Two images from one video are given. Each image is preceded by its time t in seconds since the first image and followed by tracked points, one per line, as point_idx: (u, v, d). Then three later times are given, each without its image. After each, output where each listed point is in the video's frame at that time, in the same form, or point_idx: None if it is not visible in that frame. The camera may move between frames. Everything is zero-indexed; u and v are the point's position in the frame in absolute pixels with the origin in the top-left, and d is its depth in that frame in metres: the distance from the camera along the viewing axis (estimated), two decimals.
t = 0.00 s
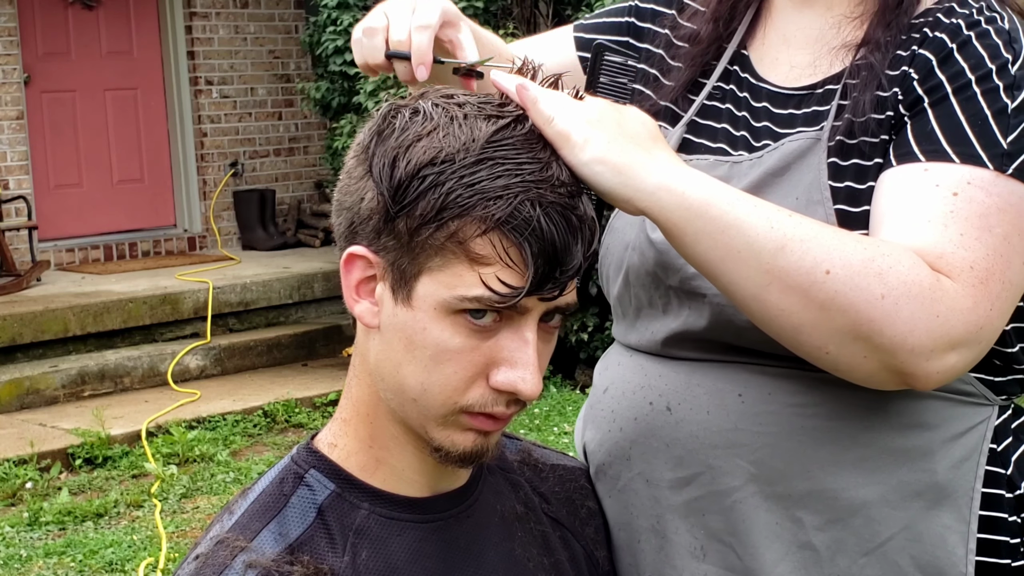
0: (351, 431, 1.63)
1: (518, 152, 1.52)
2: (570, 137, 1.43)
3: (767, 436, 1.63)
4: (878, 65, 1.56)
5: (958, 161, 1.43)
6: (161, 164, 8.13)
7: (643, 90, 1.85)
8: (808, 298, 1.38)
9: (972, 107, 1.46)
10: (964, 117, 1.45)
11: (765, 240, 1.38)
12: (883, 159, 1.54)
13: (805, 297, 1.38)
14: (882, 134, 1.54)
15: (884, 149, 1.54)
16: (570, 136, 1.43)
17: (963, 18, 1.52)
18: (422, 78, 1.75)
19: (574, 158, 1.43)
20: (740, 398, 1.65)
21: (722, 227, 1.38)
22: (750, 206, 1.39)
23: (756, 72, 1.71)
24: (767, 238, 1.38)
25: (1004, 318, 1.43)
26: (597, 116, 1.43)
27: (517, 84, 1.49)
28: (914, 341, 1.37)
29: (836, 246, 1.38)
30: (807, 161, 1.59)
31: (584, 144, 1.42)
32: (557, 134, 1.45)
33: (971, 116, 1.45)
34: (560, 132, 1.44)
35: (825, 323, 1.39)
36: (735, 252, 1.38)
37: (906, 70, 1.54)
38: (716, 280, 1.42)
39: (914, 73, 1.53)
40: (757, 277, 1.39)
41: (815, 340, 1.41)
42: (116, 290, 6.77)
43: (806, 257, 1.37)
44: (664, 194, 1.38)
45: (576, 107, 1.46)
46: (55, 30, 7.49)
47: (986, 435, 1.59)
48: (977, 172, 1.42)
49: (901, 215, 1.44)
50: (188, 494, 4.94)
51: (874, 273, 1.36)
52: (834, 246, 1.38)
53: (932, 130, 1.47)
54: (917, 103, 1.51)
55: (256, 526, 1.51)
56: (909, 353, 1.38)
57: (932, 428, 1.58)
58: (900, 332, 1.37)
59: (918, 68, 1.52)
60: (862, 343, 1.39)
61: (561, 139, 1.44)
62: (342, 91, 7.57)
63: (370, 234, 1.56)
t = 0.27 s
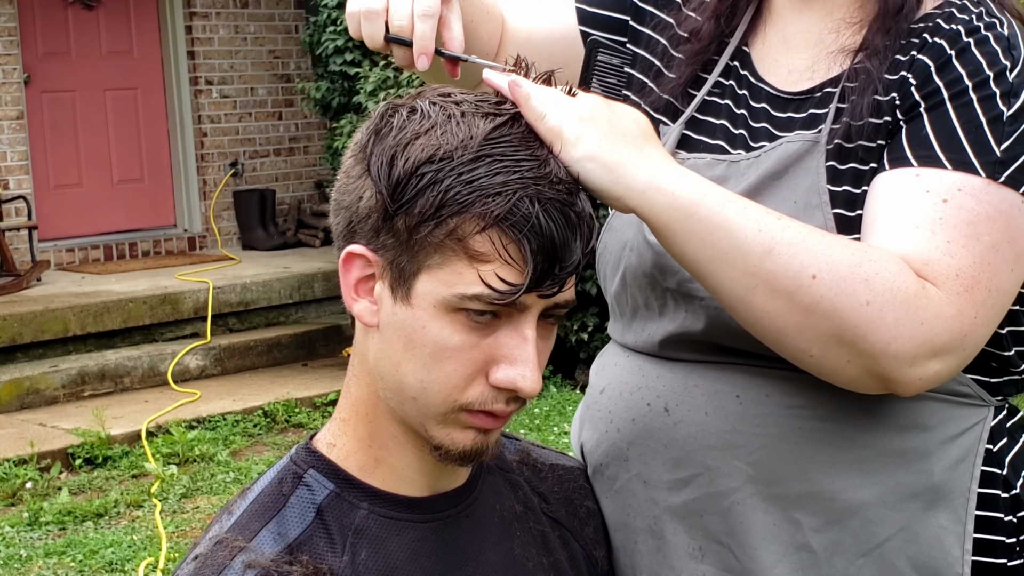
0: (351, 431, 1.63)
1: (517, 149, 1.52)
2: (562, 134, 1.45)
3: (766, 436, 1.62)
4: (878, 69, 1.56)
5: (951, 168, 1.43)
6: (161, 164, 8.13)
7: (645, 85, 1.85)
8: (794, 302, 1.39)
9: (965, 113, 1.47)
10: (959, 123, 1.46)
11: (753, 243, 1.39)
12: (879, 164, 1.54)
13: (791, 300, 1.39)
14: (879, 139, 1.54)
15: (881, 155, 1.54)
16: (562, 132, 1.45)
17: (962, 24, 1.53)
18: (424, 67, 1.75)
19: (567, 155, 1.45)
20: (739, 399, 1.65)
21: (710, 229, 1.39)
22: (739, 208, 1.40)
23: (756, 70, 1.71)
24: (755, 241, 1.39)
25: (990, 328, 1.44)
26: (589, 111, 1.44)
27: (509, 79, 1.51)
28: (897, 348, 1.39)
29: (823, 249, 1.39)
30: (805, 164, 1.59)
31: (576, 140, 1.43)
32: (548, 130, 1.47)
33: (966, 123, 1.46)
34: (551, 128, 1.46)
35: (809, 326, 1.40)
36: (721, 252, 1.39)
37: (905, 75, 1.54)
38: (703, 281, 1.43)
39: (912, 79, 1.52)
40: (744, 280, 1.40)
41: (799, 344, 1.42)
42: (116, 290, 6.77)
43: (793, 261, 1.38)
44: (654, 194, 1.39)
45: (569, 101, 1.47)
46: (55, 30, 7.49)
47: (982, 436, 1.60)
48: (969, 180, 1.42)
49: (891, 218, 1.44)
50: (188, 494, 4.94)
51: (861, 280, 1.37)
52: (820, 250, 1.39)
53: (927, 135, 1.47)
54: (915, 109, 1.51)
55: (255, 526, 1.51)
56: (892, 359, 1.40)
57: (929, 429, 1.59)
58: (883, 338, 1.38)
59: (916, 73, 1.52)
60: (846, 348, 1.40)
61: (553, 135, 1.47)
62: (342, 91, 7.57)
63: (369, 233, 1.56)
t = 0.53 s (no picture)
0: (349, 431, 1.63)
1: (514, 148, 1.52)
2: (560, 135, 1.45)
3: (766, 437, 1.62)
4: (881, 71, 1.55)
5: (949, 172, 1.43)
6: (161, 164, 8.14)
7: (647, 83, 1.85)
8: (787, 305, 1.39)
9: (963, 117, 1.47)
10: (958, 127, 1.46)
11: (747, 247, 1.39)
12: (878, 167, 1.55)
13: (785, 304, 1.39)
14: (879, 142, 1.54)
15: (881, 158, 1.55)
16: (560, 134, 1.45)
17: (964, 27, 1.53)
18: (429, 66, 1.76)
19: (564, 155, 1.45)
20: (739, 400, 1.65)
21: (705, 232, 1.39)
22: (734, 211, 1.40)
23: (758, 71, 1.71)
24: (749, 245, 1.39)
25: (984, 333, 1.44)
26: (587, 111, 1.44)
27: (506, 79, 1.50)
28: (888, 353, 1.39)
29: (817, 253, 1.39)
30: (805, 167, 1.59)
31: (573, 141, 1.44)
32: (546, 132, 1.47)
33: (965, 128, 1.45)
34: (550, 129, 1.47)
35: (802, 330, 1.40)
36: (716, 253, 1.39)
37: (906, 78, 1.53)
38: (698, 282, 1.43)
39: (913, 82, 1.52)
40: (738, 283, 1.40)
41: (792, 347, 1.42)
42: (116, 290, 6.77)
43: (787, 265, 1.38)
44: (649, 196, 1.39)
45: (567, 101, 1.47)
46: (55, 30, 7.49)
47: (982, 438, 1.61)
48: (965, 184, 1.42)
49: (888, 222, 1.44)
50: (188, 494, 4.94)
51: (854, 285, 1.37)
52: (815, 254, 1.39)
53: (925, 139, 1.48)
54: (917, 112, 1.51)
55: (254, 527, 1.51)
56: (884, 364, 1.40)
57: (930, 431, 1.59)
58: (874, 344, 1.39)
59: (918, 77, 1.52)
60: (838, 353, 1.41)
61: (551, 136, 1.47)
62: (342, 91, 7.58)
63: (366, 232, 1.56)
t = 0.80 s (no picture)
0: (349, 432, 1.63)
1: (515, 147, 1.52)
2: (557, 133, 1.45)
3: (767, 436, 1.63)
4: (882, 70, 1.55)
5: (948, 172, 1.43)
6: (161, 164, 8.13)
7: (650, 81, 1.84)
8: (785, 305, 1.39)
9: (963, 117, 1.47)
10: (958, 127, 1.46)
11: (745, 246, 1.39)
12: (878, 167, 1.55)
13: (782, 304, 1.39)
14: (879, 142, 1.54)
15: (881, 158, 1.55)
16: (558, 132, 1.45)
17: (966, 27, 1.52)
18: (423, 63, 1.77)
19: (563, 154, 1.45)
20: (740, 398, 1.65)
21: (702, 231, 1.39)
22: (732, 210, 1.40)
23: (759, 71, 1.71)
24: (746, 244, 1.39)
25: (981, 334, 1.44)
26: (586, 110, 1.44)
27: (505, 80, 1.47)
28: (885, 353, 1.39)
29: (814, 252, 1.39)
30: (806, 167, 1.59)
31: (571, 139, 1.44)
32: (546, 131, 1.46)
33: (964, 128, 1.45)
34: (548, 129, 1.46)
35: (799, 330, 1.40)
36: (713, 252, 1.39)
37: (907, 78, 1.53)
38: (695, 281, 1.43)
39: (914, 82, 1.52)
40: (735, 282, 1.40)
41: (789, 346, 1.43)
42: (116, 290, 6.77)
43: (784, 265, 1.38)
44: (647, 195, 1.39)
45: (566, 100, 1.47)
46: (55, 30, 7.49)
47: (983, 438, 1.60)
48: (964, 185, 1.42)
49: (886, 222, 1.44)
50: (188, 494, 4.94)
51: (852, 285, 1.37)
52: (812, 254, 1.39)
53: (924, 138, 1.48)
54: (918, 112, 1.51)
55: (255, 527, 1.51)
56: (880, 364, 1.40)
57: (930, 431, 1.59)
58: (871, 343, 1.39)
59: (918, 77, 1.52)
60: (835, 352, 1.41)
61: (550, 136, 1.46)
62: (342, 91, 7.58)
63: (367, 232, 1.56)
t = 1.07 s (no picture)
0: (349, 432, 1.63)
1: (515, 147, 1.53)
2: (556, 132, 1.45)
3: (767, 435, 1.63)
4: (882, 70, 1.55)
5: (947, 172, 1.43)
6: (161, 164, 8.14)
7: (650, 81, 1.84)
8: (783, 305, 1.39)
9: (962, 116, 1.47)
10: (957, 127, 1.46)
11: (743, 245, 1.39)
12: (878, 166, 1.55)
13: (780, 304, 1.39)
14: (880, 141, 1.54)
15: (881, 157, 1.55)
16: (556, 131, 1.45)
17: (965, 27, 1.52)
18: (417, 61, 1.75)
19: (561, 154, 1.45)
20: (740, 397, 1.65)
21: (700, 230, 1.39)
22: (730, 210, 1.40)
23: (759, 70, 1.71)
24: (744, 244, 1.39)
25: (980, 334, 1.44)
26: (583, 109, 1.44)
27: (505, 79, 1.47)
28: (882, 352, 1.39)
29: (812, 252, 1.39)
30: (807, 166, 1.59)
31: (569, 139, 1.44)
32: (544, 130, 1.46)
33: (964, 128, 1.45)
34: (547, 128, 1.45)
35: (797, 329, 1.40)
36: (711, 251, 1.39)
37: (906, 78, 1.53)
38: (693, 280, 1.43)
39: (914, 82, 1.52)
40: (733, 282, 1.40)
41: (786, 345, 1.43)
42: (116, 290, 6.77)
43: (782, 264, 1.38)
44: (646, 194, 1.39)
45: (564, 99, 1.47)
46: (55, 30, 7.49)
47: (983, 437, 1.60)
48: (963, 184, 1.42)
49: (885, 221, 1.44)
50: (188, 494, 4.94)
51: (850, 284, 1.37)
52: (810, 254, 1.39)
53: (924, 138, 1.48)
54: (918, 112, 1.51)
55: (254, 527, 1.51)
56: (878, 363, 1.40)
57: (930, 430, 1.59)
58: (868, 343, 1.39)
59: (918, 76, 1.52)
60: (832, 352, 1.41)
61: (548, 135, 1.46)
62: (342, 91, 7.58)
63: (367, 232, 1.56)
